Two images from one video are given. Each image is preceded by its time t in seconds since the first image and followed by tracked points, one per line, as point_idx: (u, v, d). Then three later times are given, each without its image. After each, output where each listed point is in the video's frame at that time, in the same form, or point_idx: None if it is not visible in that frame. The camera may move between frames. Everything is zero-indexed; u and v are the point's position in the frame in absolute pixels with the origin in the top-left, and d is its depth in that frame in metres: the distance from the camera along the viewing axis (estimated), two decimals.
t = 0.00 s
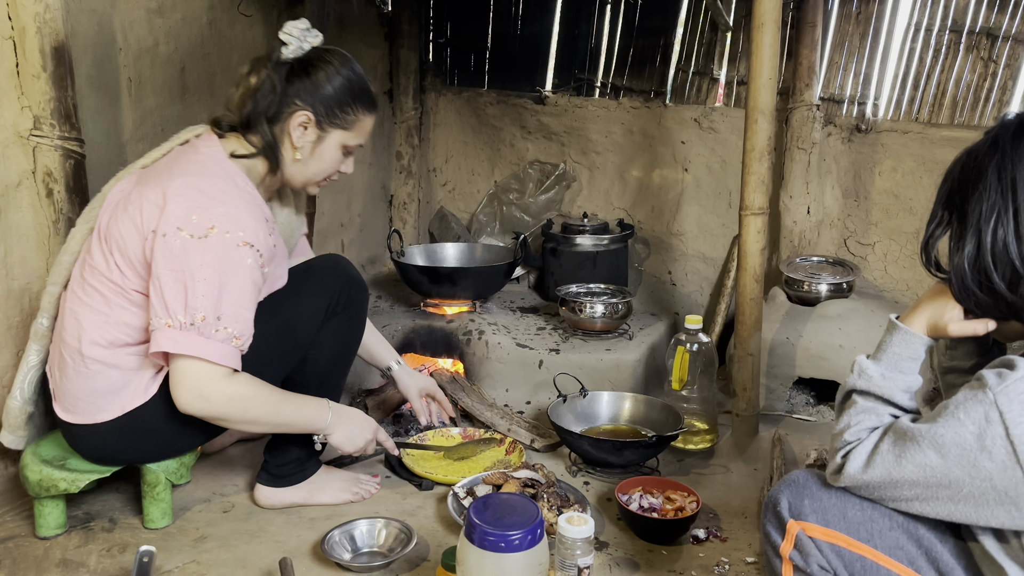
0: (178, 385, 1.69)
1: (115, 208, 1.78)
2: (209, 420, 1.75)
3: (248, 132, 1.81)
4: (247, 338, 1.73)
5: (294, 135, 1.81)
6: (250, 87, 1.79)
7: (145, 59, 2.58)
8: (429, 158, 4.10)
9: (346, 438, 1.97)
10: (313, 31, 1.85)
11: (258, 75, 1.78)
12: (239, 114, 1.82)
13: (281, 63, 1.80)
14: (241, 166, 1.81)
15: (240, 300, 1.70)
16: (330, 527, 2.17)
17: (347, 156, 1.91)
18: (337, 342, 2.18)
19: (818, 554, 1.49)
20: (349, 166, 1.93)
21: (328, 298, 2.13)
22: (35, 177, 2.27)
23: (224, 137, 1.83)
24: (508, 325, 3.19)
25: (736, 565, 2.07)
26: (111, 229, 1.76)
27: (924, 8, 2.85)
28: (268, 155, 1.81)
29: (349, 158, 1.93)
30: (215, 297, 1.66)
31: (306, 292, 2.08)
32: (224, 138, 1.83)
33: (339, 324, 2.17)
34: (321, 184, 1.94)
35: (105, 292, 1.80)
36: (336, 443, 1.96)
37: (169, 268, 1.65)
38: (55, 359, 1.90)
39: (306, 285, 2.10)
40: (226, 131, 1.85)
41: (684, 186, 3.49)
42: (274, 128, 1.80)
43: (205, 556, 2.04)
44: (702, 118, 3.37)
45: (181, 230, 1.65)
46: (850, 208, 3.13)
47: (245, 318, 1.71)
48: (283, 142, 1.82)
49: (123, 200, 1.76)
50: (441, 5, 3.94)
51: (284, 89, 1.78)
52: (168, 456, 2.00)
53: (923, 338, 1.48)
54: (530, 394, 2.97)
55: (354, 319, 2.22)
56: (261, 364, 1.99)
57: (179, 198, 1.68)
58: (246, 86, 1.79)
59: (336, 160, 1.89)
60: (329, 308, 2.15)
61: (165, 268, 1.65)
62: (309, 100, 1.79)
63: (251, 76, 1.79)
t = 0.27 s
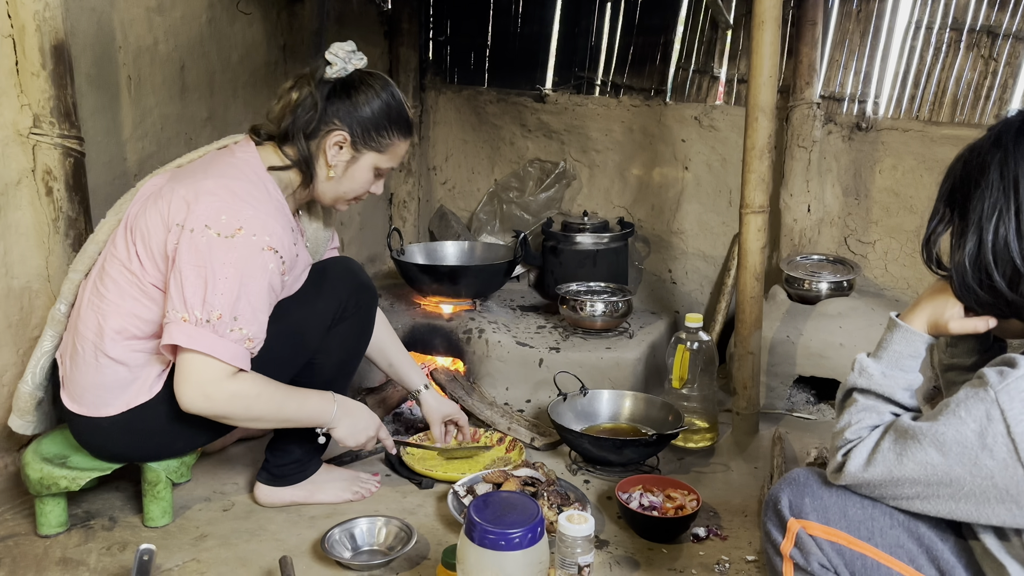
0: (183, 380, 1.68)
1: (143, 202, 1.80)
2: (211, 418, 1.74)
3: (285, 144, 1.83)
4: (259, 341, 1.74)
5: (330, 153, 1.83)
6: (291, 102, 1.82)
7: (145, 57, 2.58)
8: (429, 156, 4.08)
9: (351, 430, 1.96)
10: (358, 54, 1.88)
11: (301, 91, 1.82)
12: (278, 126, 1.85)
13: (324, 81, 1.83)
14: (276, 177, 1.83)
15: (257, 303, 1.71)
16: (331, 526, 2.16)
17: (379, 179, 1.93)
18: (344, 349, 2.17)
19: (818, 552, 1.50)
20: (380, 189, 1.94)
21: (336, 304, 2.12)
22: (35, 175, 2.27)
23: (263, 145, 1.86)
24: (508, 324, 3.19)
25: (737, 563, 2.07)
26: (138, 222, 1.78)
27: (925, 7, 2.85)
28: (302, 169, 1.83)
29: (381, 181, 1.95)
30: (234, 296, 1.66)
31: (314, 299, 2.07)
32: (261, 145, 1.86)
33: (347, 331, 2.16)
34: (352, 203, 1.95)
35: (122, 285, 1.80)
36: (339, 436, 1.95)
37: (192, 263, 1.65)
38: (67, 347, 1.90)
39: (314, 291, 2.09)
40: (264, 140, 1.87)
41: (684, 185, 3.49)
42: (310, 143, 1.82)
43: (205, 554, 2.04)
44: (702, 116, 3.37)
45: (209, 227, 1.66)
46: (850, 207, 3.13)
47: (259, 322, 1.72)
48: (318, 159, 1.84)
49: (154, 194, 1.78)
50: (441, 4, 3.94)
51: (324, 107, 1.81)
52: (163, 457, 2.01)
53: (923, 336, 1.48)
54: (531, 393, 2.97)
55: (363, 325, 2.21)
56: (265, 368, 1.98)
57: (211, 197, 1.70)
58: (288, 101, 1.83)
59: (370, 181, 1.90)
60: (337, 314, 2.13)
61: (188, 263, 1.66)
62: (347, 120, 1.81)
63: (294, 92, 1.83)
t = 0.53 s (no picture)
0: (190, 387, 1.67)
1: (151, 203, 1.80)
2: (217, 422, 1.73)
3: (294, 147, 1.83)
4: (267, 344, 1.74)
5: (337, 159, 1.83)
6: (303, 104, 1.83)
7: (145, 56, 2.57)
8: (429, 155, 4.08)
9: (352, 436, 1.96)
10: (373, 60, 1.86)
11: (312, 94, 1.81)
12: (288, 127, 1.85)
13: (336, 85, 1.82)
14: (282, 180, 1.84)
15: (265, 308, 1.71)
16: (330, 524, 2.16)
17: (386, 186, 1.92)
18: (347, 351, 2.17)
19: (818, 551, 1.50)
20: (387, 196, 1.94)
21: (339, 306, 2.12)
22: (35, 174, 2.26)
23: (272, 147, 1.86)
24: (507, 323, 3.19)
25: (736, 562, 2.07)
26: (145, 222, 1.77)
27: (925, 6, 2.85)
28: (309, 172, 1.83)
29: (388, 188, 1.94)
30: (242, 301, 1.66)
31: (318, 302, 2.07)
32: (269, 147, 1.86)
33: (350, 334, 2.16)
34: (358, 208, 1.95)
35: (128, 286, 1.80)
36: (340, 441, 1.95)
37: (201, 267, 1.65)
38: (71, 346, 1.90)
39: (319, 293, 2.08)
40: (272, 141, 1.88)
41: (684, 184, 3.49)
42: (318, 147, 1.82)
43: (204, 553, 2.04)
44: (702, 115, 3.37)
45: (218, 231, 1.66)
46: (850, 206, 3.13)
47: (268, 327, 1.72)
48: (324, 163, 1.84)
49: (162, 194, 1.78)
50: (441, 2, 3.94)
51: (333, 111, 1.80)
52: (163, 457, 2.01)
53: (922, 333, 1.48)
54: (531, 392, 2.97)
55: (366, 328, 2.20)
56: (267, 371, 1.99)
57: (219, 200, 1.69)
58: (301, 102, 1.83)
59: (377, 189, 1.90)
60: (341, 316, 2.13)
61: (197, 267, 1.65)
62: (355, 127, 1.80)
63: (306, 94, 1.83)
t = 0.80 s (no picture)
0: (186, 400, 1.66)
1: (146, 206, 1.80)
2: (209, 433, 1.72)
3: (288, 145, 1.83)
4: (264, 351, 1.74)
5: (332, 158, 1.83)
6: (298, 102, 1.82)
7: (145, 54, 2.57)
8: (429, 154, 4.08)
9: (338, 471, 1.99)
10: (369, 57, 1.87)
11: (307, 92, 1.81)
12: (282, 126, 1.84)
13: (331, 83, 1.82)
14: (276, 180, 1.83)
15: (262, 314, 1.71)
16: (330, 524, 2.16)
17: (381, 185, 1.93)
18: (346, 348, 2.17)
19: (818, 551, 1.50)
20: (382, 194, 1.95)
21: (338, 306, 2.12)
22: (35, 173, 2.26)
23: (267, 147, 1.85)
24: (507, 322, 3.19)
25: (736, 562, 2.07)
26: (141, 226, 1.77)
27: (925, 6, 2.85)
28: (305, 171, 1.83)
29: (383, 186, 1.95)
30: (239, 309, 1.67)
31: (316, 302, 2.07)
32: (263, 146, 1.85)
33: (349, 330, 2.16)
34: (353, 207, 1.95)
35: (124, 289, 1.80)
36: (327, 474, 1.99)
37: (196, 274, 1.65)
38: (68, 348, 1.90)
39: (317, 291, 2.09)
40: (267, 141, 1.87)
41: (684, 183, 3.49)
42: (313, 145, 1.82)
43: (204, 552, 2.04)
44: (702, 115, 3.37)
45: (213, 238, 1.66)
46: (850, 206, 3.13)
47: (265, 333, 1.72)
48: (319, 161, 1.84)
49: (157, 198, 1.78)
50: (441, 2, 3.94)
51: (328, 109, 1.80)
52: (162, 456, 2.00)
53: (922, 333, 1.49)
54: (531, 391, 2.97)
55: (365, 325, 2.21)
56: (267, 372, 1.98)
57: (213, 206, 1.69)
58: (295, 100, 1.82)
59: (371, 187, 1.90)
60: (339, 315, 2.14)
61: (192, 274, 1.65)
62: (350, 125, 1.80)
63: (301, 92, 1.83)
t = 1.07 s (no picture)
0: (172, 392, 1.67)
1: (117, 209, 1.77)
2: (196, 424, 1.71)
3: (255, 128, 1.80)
4: (257, 342, 1.74)
5: (302, 132, 1.80)
6: (258, 83, 1.79)
7: (145, 54, 2.57)
8: (429, 154, 4.09)
9: (341, 450, 1.95)
10: (322, 26, 1.84)
11: (266, 71, 1.78)
12: (246, 111, 1.82)
13: (289, 57, 1.79)
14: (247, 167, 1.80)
15: (250, 305, 1.70)
16: (329, 524, 2.16)
17: (353, 153, 1.91)
18: (341, 341, 2.18)
19: (817, 552, 1.49)
20: (356, 163, 1.93)
21: (331, 298, 2.13)
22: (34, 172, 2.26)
23: (230, 135, 1.81)
24: (507, 323, 3.19)
25: (735, 562, 2.07)
26: (115, 230, 1.75)
27: (925, 7, 2.84)
28: (277, 151, 1.80)
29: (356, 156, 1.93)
30: (226, 305, 1.66)
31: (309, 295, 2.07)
32: (228, 134, 1.81)
33: (343, 322, 2.17)
34: (327, 181, 1.93)
35: (109, 293, 1.79)
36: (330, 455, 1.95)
37: (179, 276, 1.65)
38: (59, 356, 1.90)
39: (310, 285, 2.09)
40: (230, 128, 1.83)
41: (684, 184, 3.48)
42: (281, 123, 1.79)
43: (203, 552, 2.03)
44: (702, 115, 3.37)
45: (190, 238, 1.64)
46: (850, 206, 3.12)
47: (254, 325, 1.72)
48: (290, 139, 1.81)
49: (128, 200, 1.75)
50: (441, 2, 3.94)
51: (291, 84, 1.78)
52: (162, 455, 2.00)
53: (922, 335, 1.48)
54: (530, 392, 2.97)
55: (359, 317, 2.22)
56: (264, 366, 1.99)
57: (186, 204, 1.66)
58: (255, 81, 1.80)
59: (345, 156, 1.89)
60: (333, 308, 2.14)
61: (175, 276, 1.65)
62: (316, 96, 1.78)
63: (259, 72, 1.80)
